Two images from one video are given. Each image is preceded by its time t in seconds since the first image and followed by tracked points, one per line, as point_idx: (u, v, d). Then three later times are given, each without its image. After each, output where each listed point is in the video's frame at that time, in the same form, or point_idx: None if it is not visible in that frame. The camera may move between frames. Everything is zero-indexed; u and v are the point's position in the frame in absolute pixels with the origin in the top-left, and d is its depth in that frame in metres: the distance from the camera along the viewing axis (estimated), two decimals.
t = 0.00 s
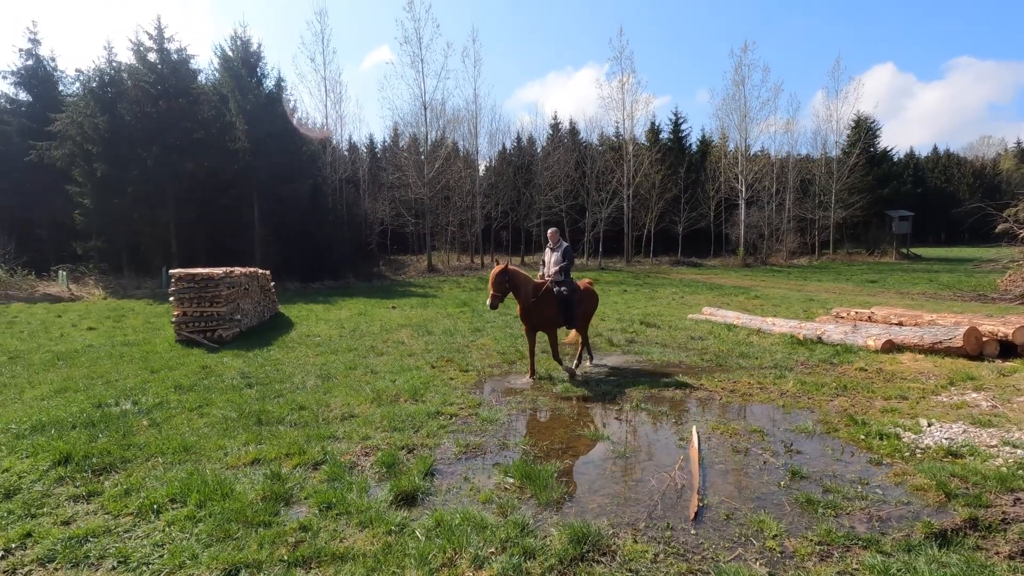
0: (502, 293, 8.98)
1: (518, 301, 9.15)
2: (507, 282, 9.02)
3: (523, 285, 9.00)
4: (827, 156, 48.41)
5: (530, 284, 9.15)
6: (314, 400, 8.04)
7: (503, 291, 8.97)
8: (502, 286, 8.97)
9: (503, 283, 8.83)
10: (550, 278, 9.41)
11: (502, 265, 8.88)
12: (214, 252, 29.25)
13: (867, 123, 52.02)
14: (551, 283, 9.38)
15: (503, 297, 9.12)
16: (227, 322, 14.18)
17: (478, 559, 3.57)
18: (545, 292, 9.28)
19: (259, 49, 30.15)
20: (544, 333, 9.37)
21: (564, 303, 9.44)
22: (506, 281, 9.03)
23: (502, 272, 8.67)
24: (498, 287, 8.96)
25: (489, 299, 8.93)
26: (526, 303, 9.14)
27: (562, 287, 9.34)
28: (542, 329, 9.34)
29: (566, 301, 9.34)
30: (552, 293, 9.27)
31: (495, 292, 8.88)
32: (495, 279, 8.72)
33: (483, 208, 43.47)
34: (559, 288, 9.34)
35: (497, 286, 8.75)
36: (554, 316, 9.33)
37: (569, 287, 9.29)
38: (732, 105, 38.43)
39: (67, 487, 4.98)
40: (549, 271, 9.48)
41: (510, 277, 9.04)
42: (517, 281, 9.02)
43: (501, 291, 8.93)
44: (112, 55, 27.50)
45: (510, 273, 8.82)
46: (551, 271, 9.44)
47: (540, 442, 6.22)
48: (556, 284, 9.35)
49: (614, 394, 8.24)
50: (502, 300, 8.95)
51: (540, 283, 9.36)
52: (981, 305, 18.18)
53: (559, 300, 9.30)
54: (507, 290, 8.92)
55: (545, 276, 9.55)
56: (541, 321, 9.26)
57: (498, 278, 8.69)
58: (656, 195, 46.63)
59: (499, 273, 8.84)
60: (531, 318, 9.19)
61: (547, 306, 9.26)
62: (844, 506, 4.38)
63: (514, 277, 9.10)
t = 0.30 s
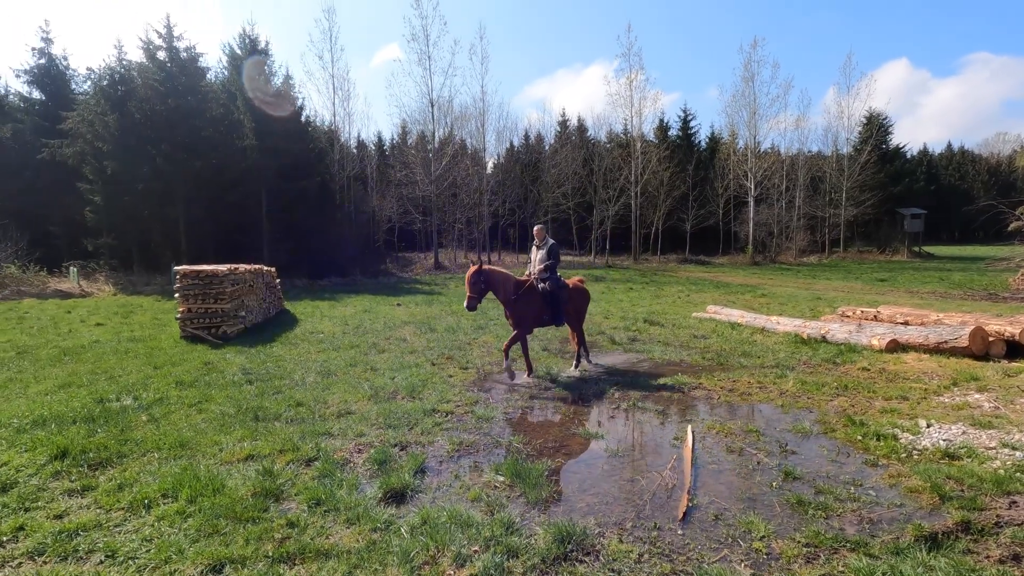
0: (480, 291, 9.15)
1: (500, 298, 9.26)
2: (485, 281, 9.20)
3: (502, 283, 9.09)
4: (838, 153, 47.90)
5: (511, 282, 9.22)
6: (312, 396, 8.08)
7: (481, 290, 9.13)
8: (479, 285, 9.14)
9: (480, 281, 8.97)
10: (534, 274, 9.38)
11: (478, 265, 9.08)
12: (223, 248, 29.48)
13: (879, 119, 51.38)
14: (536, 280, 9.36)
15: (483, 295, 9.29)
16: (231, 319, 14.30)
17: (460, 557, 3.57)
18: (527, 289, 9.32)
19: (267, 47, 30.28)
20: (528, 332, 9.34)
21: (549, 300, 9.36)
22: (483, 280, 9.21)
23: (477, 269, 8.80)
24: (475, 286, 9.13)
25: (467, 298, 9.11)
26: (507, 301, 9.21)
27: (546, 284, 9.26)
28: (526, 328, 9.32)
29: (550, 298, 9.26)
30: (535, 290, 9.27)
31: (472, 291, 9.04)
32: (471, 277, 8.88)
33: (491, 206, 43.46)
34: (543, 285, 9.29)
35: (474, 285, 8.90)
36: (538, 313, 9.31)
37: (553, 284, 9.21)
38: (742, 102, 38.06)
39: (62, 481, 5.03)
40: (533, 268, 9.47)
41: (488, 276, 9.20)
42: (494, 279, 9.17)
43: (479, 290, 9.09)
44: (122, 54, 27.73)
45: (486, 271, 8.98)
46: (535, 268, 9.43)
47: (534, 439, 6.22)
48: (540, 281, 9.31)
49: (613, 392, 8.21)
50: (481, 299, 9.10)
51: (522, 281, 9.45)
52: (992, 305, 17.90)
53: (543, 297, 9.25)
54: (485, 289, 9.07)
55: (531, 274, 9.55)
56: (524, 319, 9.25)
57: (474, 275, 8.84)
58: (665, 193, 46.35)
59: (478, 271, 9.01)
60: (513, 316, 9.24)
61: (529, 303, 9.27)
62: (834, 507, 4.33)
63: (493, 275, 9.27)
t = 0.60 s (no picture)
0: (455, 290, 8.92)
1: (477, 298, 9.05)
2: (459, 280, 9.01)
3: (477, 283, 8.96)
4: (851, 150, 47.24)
5: (489, 281, 9.05)
6: (308, 394, 8.10)
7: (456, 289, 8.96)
8: (454, 284, 8.93)
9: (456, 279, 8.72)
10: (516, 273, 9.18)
11: (453, 264, 8.92)
12: (231, 246, 29.72)
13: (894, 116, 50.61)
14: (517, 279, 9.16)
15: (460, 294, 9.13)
16: (236, 316, 14.42)
17: (437, 558, 3.56)
18: (508, 288, 9.15)
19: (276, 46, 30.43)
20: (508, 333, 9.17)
21: (529, 301, 9.17)
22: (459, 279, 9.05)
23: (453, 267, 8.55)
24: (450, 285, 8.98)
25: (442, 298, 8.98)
26: (485, 301, 9.05)
27: (528, 283, 9.07)
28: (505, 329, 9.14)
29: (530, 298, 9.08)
30: (515, 290, 9.14)
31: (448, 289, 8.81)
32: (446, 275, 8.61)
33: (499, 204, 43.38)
34: (524, 284, 9.10)
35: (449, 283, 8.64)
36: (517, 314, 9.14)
37: (534, 285, 9.04)
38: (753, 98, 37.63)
39: (55, 477, 5.08)
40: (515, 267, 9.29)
41: (464, 275, 9.04)
42: (469, 279, 9.03)
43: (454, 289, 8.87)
44: (134, 53, 28.05)
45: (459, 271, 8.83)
46: (517, 267, 9.24)
47: (525, 439, 6.19)
48: (521, 280, 9.11)
49: (609, 392, 8.16)
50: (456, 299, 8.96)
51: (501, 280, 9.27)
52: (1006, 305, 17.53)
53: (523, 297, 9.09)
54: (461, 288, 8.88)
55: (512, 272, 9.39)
56: (503, 320, 9.07)
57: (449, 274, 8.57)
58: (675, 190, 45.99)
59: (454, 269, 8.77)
60: (491, 315, 9.04)
61: (508, 304, 9.09)
62: (823, 511, 4.26)
63: (468, 274, 9.13)
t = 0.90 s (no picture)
0: (441, 290, 9.20)
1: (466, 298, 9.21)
2: (445, 280, 9.24)
3: (464, 282, 9.10)
4: (880, 149, 46.03)
5: (477, 280, 9.18)
6: (321, 393, 8.24)
7: (442, 289, 9.15)
8: (441, 284, 9.21)
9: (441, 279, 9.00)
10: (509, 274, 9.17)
11: (439, 264, 9.14)
12: (255, 246, 30.34)
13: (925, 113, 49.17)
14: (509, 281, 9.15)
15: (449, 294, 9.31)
16: (256, 315, 14.72)
17: (432, 556, 3.61)
18: (499, 289, 9.16)
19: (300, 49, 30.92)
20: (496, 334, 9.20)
21: (520, 303, 9.11)
22: (446, 279, 9.26)
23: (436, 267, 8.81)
24: (437, 285, 9.19)
25: (429, 297, 9.19)
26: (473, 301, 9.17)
27: (518, 286, 9.03)
28: (493, 329, 9.18)
29: (520, 301, 9.02)
30: (506, 292, 9.12)
31: (434, 289, 9.11)
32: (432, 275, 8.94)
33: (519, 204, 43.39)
34: (515, 287, 9.07)
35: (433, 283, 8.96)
36: (507, 315, 9.12)
37: (525, 287, 8.98)
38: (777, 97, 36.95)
39: (74, 470, 5.27)
40: (509, 268, 9.29)
41: (450, 274, 9.23)
42: (456, 278, 9.19)
43: (441, 288, 9.15)
44: (163, 58, 28.81)
45: (444, 271, 9.01)
46: (510, 268, 9.24)
47: (531, 440, 6.20)
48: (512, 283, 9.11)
49: (618, 394, 8.13)
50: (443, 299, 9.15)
51: (491, 280, 9.35)
52: None
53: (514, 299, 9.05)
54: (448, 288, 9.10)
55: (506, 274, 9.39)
56: (490, 321, 9.12)
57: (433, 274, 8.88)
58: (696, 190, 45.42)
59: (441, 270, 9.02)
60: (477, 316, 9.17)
61: (497, 304, 9.11)
62: (826, 518, 4.18)
63: (456, 274, 9.29)
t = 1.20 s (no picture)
0: (425, 292, 9.16)
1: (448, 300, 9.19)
2: (428, 281, 9.12)
3: (446, 283, 9.03)
4: (902, 149, 45.18)
5: (460, 282, 9.12)
6: (331, 389, 8.38)
7: (426, 290, 9.09)
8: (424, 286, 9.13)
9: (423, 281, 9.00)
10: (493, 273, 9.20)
11: (421, 265, 9.07)
12: (272, 245, 30.80)
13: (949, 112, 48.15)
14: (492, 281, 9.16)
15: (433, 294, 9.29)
16: (270, 313, 14.97)
17: (429, 550, 3.69)
18: (481, 289, 9.20)
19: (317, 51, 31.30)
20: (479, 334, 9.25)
21: (501, 304, 9.09)
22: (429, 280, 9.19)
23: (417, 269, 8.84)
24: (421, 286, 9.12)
25: (413, 299, 9.17)
26: (455, 301, 9.16)
27: (500, 286, 9.02)
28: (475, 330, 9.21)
29: (501, 301, 8.99)
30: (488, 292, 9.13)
31: (417, 291, 9.11)
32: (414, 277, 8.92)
33: (533, 204, 43.39)
34: (496, 286, 9.08)
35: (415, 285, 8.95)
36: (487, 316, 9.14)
37: (507, 286, 8.97)
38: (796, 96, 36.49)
39: (90, 461, 5.45)
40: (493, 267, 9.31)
41: (433, 275, 9.12)
42: (438, 280, 9.11)
43: (424, 290, 9.12)
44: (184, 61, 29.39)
45: (426, 273, 8.94)
46: (493, 267, 9.22)
47: (534, 439, 6.25)
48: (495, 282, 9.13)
49: (625, 394, 8.15)
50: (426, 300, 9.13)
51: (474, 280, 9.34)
52: None
53: (495, 299, 9.05)
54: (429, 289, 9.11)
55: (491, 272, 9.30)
56: (472, 321, 9.14)
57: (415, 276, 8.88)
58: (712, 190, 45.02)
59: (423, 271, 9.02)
60: (459, 317, 9.19)
61: (478, 305, 9.15)
62: (825, 520, 4.18)
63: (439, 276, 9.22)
